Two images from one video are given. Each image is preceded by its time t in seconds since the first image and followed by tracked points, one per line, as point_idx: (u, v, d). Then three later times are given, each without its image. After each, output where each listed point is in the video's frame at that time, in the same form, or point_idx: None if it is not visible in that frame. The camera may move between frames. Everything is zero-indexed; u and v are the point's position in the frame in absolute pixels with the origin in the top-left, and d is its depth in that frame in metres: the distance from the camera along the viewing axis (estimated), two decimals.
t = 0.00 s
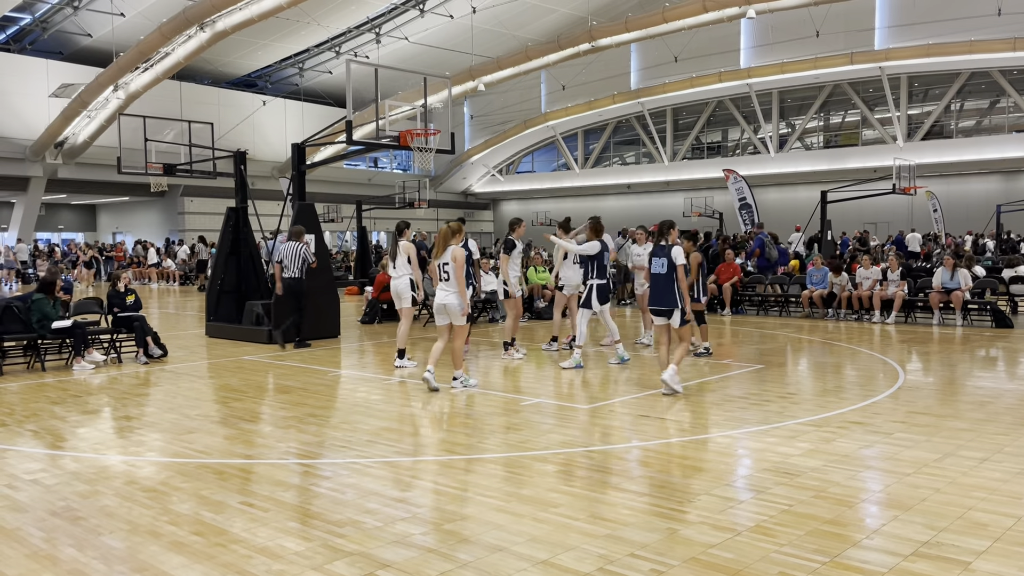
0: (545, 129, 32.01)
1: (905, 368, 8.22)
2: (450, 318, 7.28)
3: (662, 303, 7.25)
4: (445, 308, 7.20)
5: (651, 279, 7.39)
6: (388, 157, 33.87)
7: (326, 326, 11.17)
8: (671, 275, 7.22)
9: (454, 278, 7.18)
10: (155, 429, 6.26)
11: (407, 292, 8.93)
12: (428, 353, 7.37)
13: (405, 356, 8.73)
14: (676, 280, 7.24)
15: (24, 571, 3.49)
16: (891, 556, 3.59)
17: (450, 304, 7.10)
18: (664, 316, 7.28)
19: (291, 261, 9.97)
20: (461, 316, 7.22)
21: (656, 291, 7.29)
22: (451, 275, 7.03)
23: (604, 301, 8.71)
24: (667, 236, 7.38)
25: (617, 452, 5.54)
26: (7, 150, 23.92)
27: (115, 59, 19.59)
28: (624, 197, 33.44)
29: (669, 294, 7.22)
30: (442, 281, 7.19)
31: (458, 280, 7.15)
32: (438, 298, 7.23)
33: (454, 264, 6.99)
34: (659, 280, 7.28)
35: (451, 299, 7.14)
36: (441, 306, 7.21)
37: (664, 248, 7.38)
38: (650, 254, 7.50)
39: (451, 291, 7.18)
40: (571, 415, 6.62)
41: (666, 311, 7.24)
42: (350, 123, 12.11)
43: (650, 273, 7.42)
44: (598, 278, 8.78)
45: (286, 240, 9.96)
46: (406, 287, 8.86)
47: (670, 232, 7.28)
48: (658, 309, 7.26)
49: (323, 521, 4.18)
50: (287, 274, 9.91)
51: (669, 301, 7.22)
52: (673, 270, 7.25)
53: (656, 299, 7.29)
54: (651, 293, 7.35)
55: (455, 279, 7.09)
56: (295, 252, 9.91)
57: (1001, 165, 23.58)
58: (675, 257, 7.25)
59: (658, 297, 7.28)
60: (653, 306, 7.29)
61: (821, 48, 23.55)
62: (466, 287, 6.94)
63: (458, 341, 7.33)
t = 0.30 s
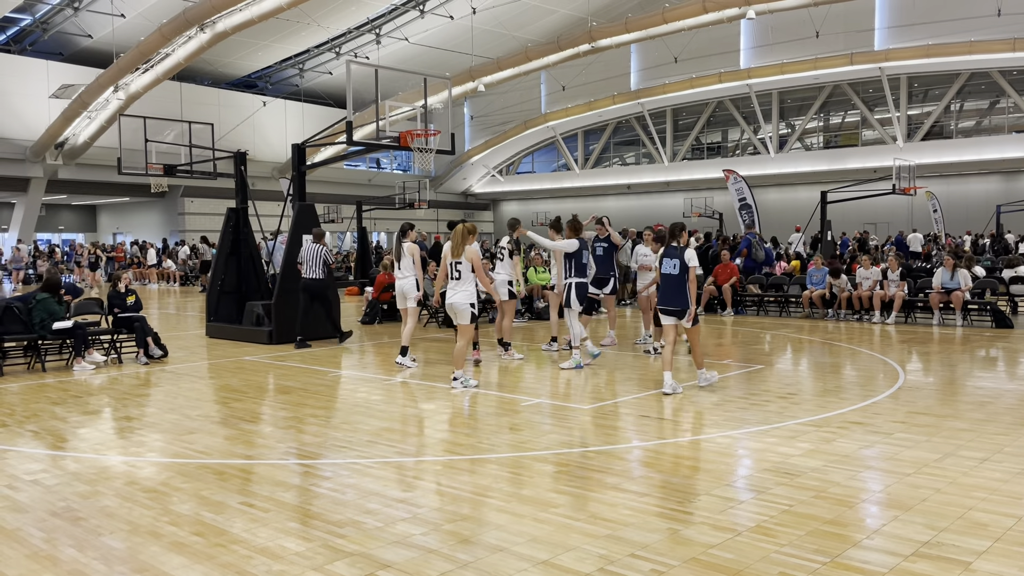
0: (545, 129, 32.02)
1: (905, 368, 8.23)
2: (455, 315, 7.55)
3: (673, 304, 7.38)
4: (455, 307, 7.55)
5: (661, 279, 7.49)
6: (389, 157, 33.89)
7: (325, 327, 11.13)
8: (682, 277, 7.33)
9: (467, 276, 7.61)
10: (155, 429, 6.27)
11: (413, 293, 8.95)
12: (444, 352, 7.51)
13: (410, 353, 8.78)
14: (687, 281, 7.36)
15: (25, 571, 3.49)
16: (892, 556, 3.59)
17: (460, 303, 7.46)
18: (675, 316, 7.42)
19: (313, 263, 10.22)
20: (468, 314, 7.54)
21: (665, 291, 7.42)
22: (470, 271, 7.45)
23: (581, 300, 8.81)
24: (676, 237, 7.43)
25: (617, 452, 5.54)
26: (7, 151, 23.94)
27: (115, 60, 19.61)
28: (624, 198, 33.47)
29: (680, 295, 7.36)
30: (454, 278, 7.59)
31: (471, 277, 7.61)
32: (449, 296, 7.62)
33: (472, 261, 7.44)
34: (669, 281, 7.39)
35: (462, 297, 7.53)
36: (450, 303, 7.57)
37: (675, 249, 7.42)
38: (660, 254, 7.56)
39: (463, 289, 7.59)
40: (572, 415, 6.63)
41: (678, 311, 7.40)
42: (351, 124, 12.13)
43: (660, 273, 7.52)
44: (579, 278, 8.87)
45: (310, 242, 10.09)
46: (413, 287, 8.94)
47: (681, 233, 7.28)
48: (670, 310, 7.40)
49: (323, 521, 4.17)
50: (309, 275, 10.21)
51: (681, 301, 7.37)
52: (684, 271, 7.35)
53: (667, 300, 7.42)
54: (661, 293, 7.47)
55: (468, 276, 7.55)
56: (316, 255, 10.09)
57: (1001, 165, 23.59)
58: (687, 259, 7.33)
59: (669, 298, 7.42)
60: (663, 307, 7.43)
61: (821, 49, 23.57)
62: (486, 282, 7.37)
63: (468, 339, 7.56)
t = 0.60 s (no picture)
0: (545, 129, 32.01)
1: (905, 368, 8.24)
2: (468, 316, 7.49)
3: (687, 301, 7.62)
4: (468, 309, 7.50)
5: (676, 278, 7.72)
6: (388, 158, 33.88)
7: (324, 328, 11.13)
8: (696, 275, 7.59)
9: (479, 277, 7.61)
10: (155, 430, 6.27)
11: (415, 291, 8.97)
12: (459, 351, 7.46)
13: (417, 348, 9.05)
14: (701, 280, 7.69)
15: (24, 572, 3.49)
16: (891, 556, 3.59)
17: (473, 302, 7.41)
18: (689, 314, 7.67)
19: (335, 261, 10.51)
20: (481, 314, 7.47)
21: (682, 289, 7.64)
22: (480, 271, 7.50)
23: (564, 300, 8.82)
24: (689, 237, 7.70)
25: (617, 452, 5.54)
26: (7, 151, 23.93)
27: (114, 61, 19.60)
28: (624, 198, 33.48)
29: (694, 293, 7.61)
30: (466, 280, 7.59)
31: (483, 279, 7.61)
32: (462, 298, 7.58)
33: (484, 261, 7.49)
34: (684, 279, 7.64)
35: (475, 297, 7.50)
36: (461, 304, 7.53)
37: (690, 248, 7.69)
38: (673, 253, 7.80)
39: (475, 290, 7.57)
40: (572, 415, 6.63)
41: (692, 309, 7.63)
42: (350, 124, 12.12)
43: (674, 272, 7.74)
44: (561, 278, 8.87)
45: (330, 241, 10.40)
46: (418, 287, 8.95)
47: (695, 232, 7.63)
48: (685, 307, 7.62)
49: (323, 522, 4.17)
50: (331, 272, 10.49)
51: (695, 298, 7.60)
52: (699, 270, 7.62)
53: (682, 297, 7.65)
54: (675, 291, 7.70)
55: (481, 276, 7.55)
56: (337, 253, 10.42)
57: (1000, 165, 23.59)
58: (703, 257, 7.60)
59: (683, 295, 7.65)
60: (678, 304, 7.65)
61: (821, 49, 23.57)
62: (496, 283, 7.40)
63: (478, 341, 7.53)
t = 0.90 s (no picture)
0: (545, 129, 32.06)
1: (905, 368, 8.24)
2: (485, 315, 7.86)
3: (697, 299, 7.66)
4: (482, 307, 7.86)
5: (685, 276, 7.73)
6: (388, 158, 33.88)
7: (323, 328, 11.11)
8: (706, 274, 7.73)
9: (489, 276, 7.82)
10: (156, 429, 6.27)
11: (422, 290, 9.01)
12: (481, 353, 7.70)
13: (428, 350, 9.18)
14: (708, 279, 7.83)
15: (25, 571, 3.50)
16: (891, 556, 3.59)
17: (486, 302, 7.76)
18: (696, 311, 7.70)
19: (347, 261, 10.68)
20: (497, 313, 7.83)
21: (693, 288, 7.67)
22: (487, 271, 7.74)
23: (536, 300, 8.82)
24: (693, 237, 7.80)
25: (616, 452, 5.53)
26: (7, 151, 23.93)
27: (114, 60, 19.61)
28: (624, 198, 33.49)
29: (704, 291, 7.69)
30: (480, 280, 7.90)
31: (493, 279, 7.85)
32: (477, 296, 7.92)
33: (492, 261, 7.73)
34: (694, 277, 7.70)
35: (487, 296, 7.81)
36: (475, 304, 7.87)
37: (699, 247, 7.78)
38: (679, 252, 7.80)
39: (488, 289, 7.86)
40: (571, 415, 6.62)
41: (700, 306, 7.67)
42: (350, 124, 12.11)
43: (683, 271, 7.75)
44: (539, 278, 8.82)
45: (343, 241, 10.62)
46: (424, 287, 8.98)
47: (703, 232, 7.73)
48: (694, 305, 7.64)
49: (323, 521, 4.17)
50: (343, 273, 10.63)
51: (704, 296, 7.68)
52: (708, 269, 7.78)
53: (693, 295, 7.67)
54: (684, 289, 7.72)
55: (489, 276, 7.79)
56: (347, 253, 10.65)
57: (1000, 165, 23.59)
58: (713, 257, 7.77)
59: (693, 293, 7.69)
60: (689, 301, 7.65)
61: (820, 49, 23.58)
62: (501, 283, 7.59)
63: (506, 338, 7.83)
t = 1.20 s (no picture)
0: (545, 129, 32.06)
1: (906, 368, 8.23)
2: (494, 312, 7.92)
3: (698, 299, 7.73)
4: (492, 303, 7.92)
5: (687, 276, 7.75)
6: (388, 158, 33.89)
7: (323, 328, 11.12)
8: (707, 273, 7.74)
9: (499, 276, 7.81)
10: (156, 429, 6.27)
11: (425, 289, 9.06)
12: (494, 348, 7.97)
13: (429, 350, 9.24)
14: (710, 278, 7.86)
15: (25, 571, 3.50)
16: (892, 556, 3.58)
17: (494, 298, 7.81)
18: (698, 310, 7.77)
19: (356, 258, 11.95)
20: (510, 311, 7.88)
21: (695, 289, 7.73)
22: (496, 272, 7.73)
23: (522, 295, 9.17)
24: (693, 236, 7.78)
25: (616, 452, 5.53)
26: (7, 151, 23.93)
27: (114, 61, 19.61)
28: (624, 198, 33.50)
29: (705, 290, 7.74)
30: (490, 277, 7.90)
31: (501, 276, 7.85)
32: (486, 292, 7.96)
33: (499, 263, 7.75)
34: (695, 277, 7.73)
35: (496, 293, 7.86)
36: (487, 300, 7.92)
37: (699, 246, 7.76)
38: (680, 252, 7.78)
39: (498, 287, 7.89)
40: (571, 415, 6.63)
41: (702, 305, 7.74)
42: (350, 124, 12.12)
43: (684, 271, 7.76)
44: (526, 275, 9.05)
45: (350, 241, 11.85)
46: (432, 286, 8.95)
47: (702, 232, 7.71)
48: (696, 304, 7.71)
49: (323, 522, 4.17)
50: (354, 268, 11.90)
51: (705, 296, 7.74)
52: (709, 268, 7.78)
53: (694, 295, 7.72)
54: (685, 288, 7.76)
55: (498, 275, 7.79)
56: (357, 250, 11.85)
57: (1001, 165, 23.58)
58: (713, 255, 7.76)
59: (694, 293, 7.74)
60: (690, 301, 7.70)
61: (821, 49, 23.58)
62: (507, 286, 7.63)
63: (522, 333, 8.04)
